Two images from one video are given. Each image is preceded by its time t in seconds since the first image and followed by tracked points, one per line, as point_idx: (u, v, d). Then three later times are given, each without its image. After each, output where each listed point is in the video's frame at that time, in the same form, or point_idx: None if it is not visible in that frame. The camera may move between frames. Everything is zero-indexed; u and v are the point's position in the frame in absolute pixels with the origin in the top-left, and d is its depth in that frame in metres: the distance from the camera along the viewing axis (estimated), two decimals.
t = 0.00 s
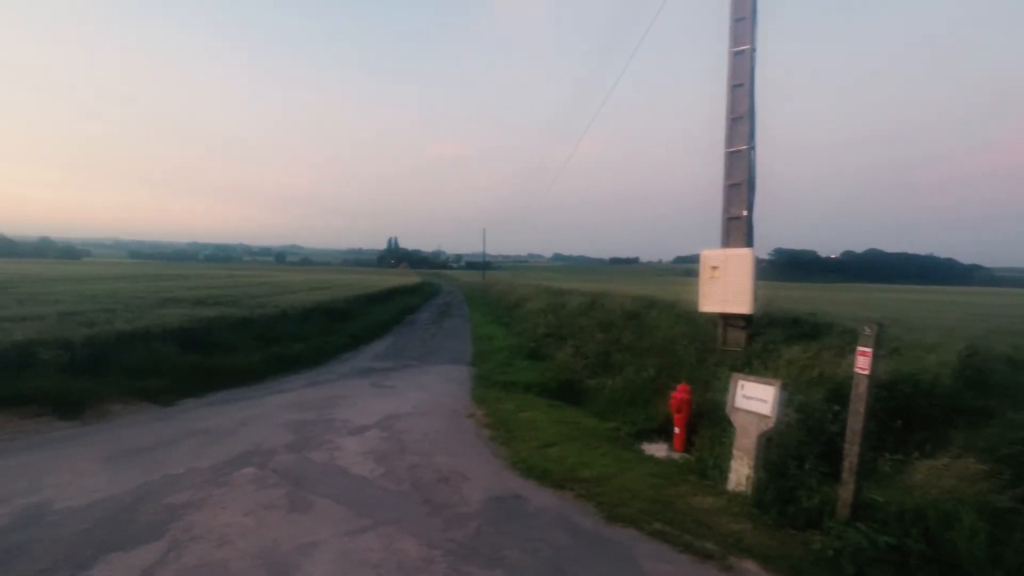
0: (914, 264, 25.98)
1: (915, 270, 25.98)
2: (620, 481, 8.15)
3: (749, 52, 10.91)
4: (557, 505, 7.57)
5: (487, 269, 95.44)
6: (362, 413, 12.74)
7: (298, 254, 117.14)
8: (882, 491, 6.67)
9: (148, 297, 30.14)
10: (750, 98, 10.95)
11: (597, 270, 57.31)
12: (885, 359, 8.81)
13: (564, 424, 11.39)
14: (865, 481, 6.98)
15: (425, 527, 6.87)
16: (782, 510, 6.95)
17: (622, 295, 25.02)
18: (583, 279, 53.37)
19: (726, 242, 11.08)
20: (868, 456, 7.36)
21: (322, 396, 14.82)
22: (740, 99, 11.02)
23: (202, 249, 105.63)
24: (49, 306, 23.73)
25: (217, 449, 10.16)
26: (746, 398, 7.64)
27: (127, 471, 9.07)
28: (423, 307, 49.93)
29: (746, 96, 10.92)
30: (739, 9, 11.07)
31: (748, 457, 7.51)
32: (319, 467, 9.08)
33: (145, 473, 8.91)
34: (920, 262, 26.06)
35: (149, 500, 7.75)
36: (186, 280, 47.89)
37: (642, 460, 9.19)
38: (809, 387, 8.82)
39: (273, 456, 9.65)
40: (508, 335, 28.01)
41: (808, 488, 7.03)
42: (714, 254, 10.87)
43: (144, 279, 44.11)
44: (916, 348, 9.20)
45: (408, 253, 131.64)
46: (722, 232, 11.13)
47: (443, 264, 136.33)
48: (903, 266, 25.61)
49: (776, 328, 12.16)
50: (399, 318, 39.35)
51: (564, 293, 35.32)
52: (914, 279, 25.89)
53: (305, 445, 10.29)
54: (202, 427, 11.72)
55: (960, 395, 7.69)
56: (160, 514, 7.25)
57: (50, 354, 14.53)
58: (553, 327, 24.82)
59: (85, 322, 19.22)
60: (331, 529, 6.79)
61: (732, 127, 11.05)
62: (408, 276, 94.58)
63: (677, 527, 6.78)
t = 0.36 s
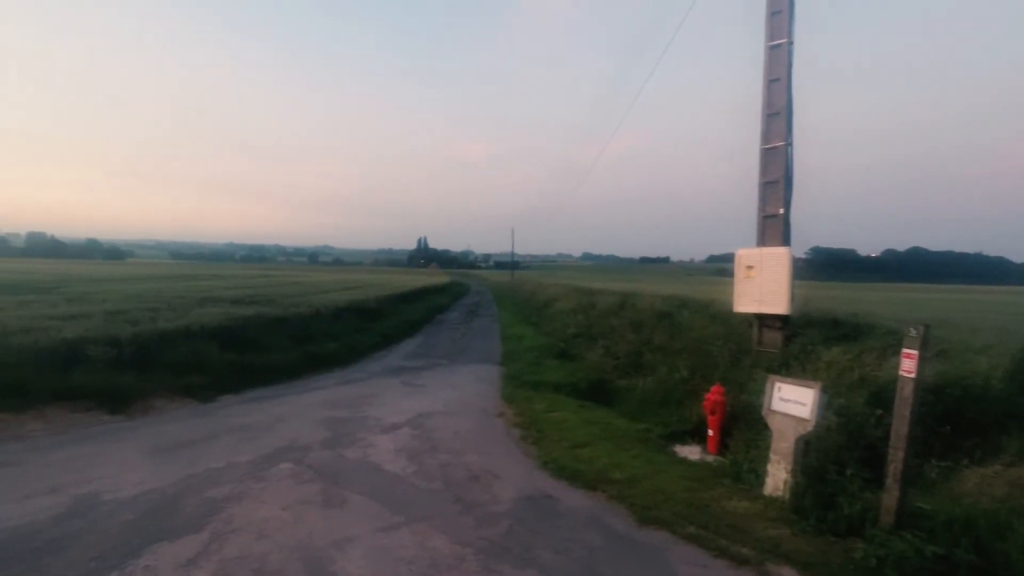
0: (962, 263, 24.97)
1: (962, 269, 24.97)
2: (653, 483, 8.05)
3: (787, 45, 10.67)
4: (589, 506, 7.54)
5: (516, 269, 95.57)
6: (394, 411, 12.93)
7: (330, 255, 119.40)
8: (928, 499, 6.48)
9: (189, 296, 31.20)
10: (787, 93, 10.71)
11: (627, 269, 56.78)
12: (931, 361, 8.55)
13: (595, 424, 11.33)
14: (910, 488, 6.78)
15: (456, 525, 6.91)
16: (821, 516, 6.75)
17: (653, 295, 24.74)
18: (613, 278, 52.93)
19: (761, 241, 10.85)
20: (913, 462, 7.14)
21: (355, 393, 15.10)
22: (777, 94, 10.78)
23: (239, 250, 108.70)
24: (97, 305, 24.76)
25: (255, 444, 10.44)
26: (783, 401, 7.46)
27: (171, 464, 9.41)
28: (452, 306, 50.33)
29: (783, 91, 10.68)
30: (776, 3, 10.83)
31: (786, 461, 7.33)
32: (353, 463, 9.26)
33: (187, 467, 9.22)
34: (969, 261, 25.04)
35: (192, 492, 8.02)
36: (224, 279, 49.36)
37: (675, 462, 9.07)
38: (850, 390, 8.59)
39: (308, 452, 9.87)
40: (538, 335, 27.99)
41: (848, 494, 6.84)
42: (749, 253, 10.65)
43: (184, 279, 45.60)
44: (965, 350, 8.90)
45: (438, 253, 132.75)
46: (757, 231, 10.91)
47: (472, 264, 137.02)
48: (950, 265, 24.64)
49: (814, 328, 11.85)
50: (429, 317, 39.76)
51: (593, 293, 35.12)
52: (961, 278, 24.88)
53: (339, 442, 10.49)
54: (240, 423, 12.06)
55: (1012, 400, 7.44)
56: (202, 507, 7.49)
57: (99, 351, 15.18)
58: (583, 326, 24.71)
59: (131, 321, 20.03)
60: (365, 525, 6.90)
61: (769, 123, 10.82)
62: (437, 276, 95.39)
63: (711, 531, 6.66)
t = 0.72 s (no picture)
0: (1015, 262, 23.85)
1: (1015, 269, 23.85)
2: (687, 487, 7.95)
3: (826, 39, 10.40)
4: (621, 508, 7.49)
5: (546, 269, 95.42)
6: (426, 410, 13.09)
7: (362, 256, 121.40)
8: (979, 509, 6.28)
9: (229, 296, 32.20)
10: (826, 88, 10.43)
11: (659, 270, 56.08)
12: (981, 364, 8.24)
13: (626, 426, 11.25)
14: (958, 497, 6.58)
15: (489, 524, 6.97)
16: (863, 524, 6.53)
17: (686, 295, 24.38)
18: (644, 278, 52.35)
19: (799, 240, 10.60)
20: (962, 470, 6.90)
21: (388, 392, 15.34)
22: (816, 90, 10.52)
23: (276, 251, 111.73)
24: (142, 304, 25.78)
25: (292, 441, 10.72)
26: (823, 405, 7.31)
27: (213, 459, 9.73)
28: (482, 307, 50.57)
29: (822, 86, 10.42)
30: None
31: (826, 466, 7.17)
32: (387, 461, 9.41)
33: (229, 461, 9.53)
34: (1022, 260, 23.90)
35: (233, 487, 8.28)
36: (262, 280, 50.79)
37: (709, 466, 8.94)
38: (894, 394, 8.34)
39: (344, 450, 10.08)
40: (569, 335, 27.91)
41: (892, 503, 6.62)
42: (786, 253, 10.41)
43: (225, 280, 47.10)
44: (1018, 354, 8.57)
45: (468, 254, 133.57)
46: (795, 230, 10.66)
47: (501, 264, 137.40)
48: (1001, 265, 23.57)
49: (855, 331, 11.53)
50: (460, 317, 40.05)
51: (624, 293, 34.81)
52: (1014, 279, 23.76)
53: (373, 440, 10.67)
54: (278, 420, 12.39)
55: None
56: (243, 500, 7.74)
57: (145, 349, 15.79)
58: (614, 327, 24.54)
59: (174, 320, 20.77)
60: (400, 522, 7.01)
61: (807, 120, 10.56)
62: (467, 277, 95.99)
63: (748, 537, 6.55)
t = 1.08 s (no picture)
0: None
1: None
2: (723, 490, 7.80)
3: (868, 31, 10.07)
4: (656, 511, 7.41)
5: (576, 269, 94.99)
6: (458, 409, 13.19)
7: (394, 257, 123.01)
8: None
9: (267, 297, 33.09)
10: (868, 81, 10.09)
11: (693, 270, 55.15)
12: None
13: (660, 428, 11.11)
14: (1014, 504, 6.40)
15: (522, 524, 6.97)
16: (909, 532, 6.31)
17: (721, 295, 23.91)
18: (677, 278, 51.54)
19: (840, 238, 10.31)
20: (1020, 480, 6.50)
21: (421, 392, 15.52)
22: (857, 83, 10.18)
23: (311, 253, 114.29)
24: (186, 305, 26.75)
25: (329, 438, 10.95)
26: (867, 408, 7.18)
27: (253, 455, 10.02)
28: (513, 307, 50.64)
29: (864, 79, 10.08)
30: None
31: (870, 472, 7.01)
32: (420, 459, 9.53)
33: (268, 458, 9.80)
34: None
35: (272, 482, 8.51)
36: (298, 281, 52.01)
37: (747, 470, 8.75)
38: (944, 397, 8.01)
39: (378, 448, 10.25)
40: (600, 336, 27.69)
41: (942, 510, 6.34)
42: (827, 251, 10.12)
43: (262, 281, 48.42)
44: None
45: (499, 255, 133.91)
46: (836, 228, 10.37)
47: (532, 265, 137.33)
48: None
49: (900, 332, 11.12)
50: (490, 317, 40.20)
51: (657, 293, 34.34)
52: None
53: (406, 439, 10.82)
54: (315, 418, 12.67)
55: None
56: (283, 496, 7.95)
57: (189, 348, 16.37)
58: (646, 327, 24.24)
59: (216, 320, 21.47)
60: (434, 520, 7.09)
61: (848, 114, 10.24)
62: (497, 277, 96.27)
63: (787, 542, 6.39)
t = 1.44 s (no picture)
0: None
1: None
2: (758, 494, 7.64)
3: (908, 20, 9.74)
4: (688, 513, 7.30)
5: (604, 269, 94.31)
6: (487, 409, 13.24)
7: (422, 258, 124.19)
8: None
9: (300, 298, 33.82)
10: (909, 72, 9.76)
11: (724, 269, 54.15)
12: None
13: (692, 430, 10.93)
14: None
15: (553, 524, 6.96)
16: (956, 540, 6.11)
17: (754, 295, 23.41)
18: (708, 277, 50.72)
19: (880, 234, 10.01)
20: None
21: (450, 391, 15.63)
22: (897, 74, 9.86)
23: (341, 254, 116.28)
24: (222, 305, 27.53)
25: (360, 437, 11.11)
26: (909, 410, 6.99)
27: (288, 452, 10.25)
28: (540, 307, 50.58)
29: (904, 69, 9.75)
30: None
31: (913, 476, 6.84)
32: (450, 458, 9.59)
33: (302, 455, 10.01)
34: None
35: (307, 479, 8.70)
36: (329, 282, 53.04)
37: (782, 473, 8.55)
38: (992, 400, 7.69)
39: (409, 446, 10.36)
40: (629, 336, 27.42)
41: (992, 518, 6.09)
42: (865, 249, 9.82)
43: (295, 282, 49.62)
44: None
45: (526, 255, 133.90)
46: (875, 225, 10.08)
47: (559, 265, 136.89)
48: None
49: (945, 332, 10.70)
50: (518, 317, 40.22)
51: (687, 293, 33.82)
52: None
53: (436, 437, 10.91)
54: (347, 417, 12.88)
55: None
56: (317, 492, 8.11)
57: (226, 347, 16.83)
58: (677, 327, 23.89)
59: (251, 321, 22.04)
60: (464, 518, 7.13)
61: (887, 107, 9.93)
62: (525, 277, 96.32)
63: (826, 547, 6.23)
